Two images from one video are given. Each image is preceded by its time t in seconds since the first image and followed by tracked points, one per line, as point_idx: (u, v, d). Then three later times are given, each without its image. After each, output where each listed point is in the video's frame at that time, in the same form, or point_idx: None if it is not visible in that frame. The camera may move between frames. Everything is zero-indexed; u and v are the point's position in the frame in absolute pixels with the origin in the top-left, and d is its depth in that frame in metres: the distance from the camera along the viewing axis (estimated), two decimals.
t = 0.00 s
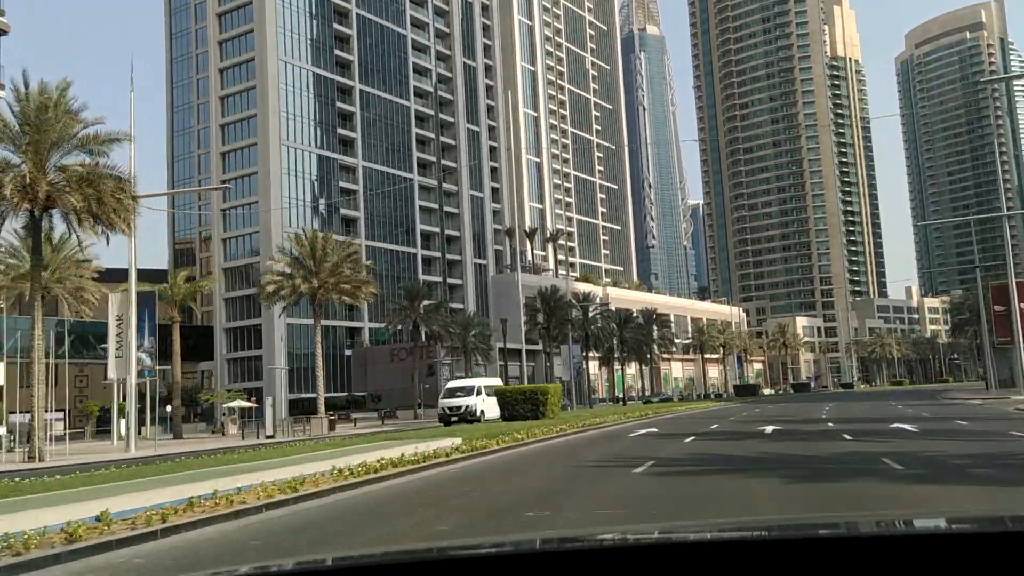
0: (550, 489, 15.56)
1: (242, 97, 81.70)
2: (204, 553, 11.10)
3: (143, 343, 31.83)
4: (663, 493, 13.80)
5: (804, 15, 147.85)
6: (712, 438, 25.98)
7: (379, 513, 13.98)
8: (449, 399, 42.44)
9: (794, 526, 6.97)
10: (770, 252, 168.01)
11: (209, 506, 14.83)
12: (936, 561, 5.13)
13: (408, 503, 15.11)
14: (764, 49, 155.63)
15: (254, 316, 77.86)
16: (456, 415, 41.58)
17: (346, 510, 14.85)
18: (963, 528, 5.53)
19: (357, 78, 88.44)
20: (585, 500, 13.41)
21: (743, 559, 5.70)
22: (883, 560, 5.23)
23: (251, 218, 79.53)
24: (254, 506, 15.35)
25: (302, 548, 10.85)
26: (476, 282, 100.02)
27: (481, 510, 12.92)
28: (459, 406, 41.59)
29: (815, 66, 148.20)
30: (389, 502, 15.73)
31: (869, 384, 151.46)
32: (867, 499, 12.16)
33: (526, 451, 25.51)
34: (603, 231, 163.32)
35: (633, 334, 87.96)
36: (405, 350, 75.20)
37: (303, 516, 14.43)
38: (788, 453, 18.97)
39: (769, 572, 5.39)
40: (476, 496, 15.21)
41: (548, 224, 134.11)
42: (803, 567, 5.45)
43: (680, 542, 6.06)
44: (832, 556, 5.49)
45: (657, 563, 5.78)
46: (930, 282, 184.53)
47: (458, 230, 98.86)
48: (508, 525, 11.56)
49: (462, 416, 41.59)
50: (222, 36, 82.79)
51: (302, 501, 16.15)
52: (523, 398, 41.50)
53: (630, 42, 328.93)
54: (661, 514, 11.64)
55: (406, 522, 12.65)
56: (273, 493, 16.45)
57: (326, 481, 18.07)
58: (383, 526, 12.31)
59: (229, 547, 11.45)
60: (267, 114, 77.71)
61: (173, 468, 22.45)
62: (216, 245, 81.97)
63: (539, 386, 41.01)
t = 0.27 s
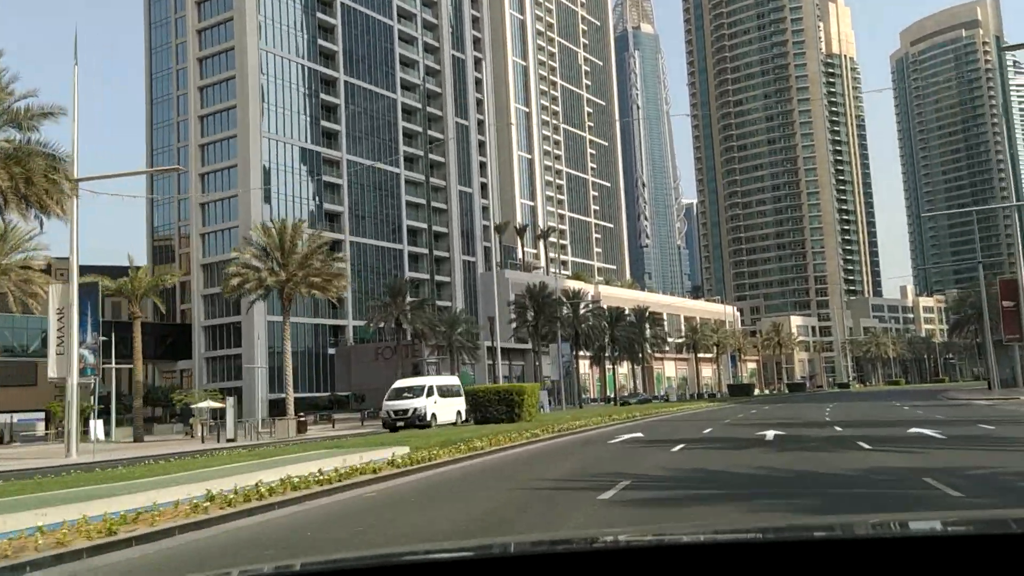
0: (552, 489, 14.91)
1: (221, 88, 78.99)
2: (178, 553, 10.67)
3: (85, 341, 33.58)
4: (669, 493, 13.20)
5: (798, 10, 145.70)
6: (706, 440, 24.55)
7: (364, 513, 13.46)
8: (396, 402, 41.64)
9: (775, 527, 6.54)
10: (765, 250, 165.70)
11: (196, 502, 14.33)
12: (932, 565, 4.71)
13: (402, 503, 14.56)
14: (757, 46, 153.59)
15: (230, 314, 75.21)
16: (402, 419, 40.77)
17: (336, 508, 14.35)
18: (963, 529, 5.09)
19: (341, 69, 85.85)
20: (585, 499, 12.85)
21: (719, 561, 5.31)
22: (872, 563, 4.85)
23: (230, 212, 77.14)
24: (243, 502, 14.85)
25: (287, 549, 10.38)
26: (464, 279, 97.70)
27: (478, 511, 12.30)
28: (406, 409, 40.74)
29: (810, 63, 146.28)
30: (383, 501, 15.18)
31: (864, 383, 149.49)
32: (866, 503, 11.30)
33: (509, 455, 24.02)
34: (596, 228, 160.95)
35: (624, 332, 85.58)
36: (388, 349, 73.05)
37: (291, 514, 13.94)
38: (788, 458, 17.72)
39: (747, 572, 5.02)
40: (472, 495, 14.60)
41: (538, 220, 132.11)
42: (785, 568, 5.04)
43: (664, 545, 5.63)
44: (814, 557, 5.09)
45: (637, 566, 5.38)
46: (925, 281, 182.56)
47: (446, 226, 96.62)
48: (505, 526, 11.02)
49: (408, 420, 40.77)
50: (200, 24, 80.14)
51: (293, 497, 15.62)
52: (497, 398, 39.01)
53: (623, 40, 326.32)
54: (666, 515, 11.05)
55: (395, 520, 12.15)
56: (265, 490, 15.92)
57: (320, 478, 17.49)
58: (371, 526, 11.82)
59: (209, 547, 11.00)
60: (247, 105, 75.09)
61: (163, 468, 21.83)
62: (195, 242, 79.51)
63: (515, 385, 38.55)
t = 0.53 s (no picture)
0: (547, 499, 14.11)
1: (197, 77, 76.27)
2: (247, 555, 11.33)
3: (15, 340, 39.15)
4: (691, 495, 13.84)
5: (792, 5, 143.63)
6: (703, 444, 23.52)
7: (401, 517, 14.09)
8: (324, 404, 42.25)
9: (799, 526, 7.54)
10: (759, 248, 163.63)
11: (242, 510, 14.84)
12: (936, 561, 5.75)
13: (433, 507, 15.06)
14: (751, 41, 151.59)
15: (208, 311, 72.61)
16: (330, 423, 41.33)
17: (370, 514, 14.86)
18: (958, 529, 6.18)
19: (324, 60, 83.52)
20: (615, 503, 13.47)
21: (760, 560, 6.29)
22: (882, 562, 5.88)
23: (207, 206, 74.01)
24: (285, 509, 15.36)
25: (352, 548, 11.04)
26: (451, 276, 95.38)
27: (518, 509, 12.92)
28: (334, 413, 41.34)
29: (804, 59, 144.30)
30: (411, 507, 15.62)
31: (860, 384, 147.66)
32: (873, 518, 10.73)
33: (490, 465, 22.84)
34: (588, 226, 158.68)
35: (615, 331, 83.36)
36: (371, 348, 71.87)
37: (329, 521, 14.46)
38: (794, 464, 16.97)
39: (784, 572, 6.01)
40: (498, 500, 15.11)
41: (529, 218, 129.86)
42: (817, 568, 6.01)
43: (720, 547, 6.58)
44: (842, 556, 6.09)
45: (693, 567, 6.33)
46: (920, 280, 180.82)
47: (433, 222, 94.26)
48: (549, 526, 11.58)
49: (335, 425, 41.39)
50: (178, 13, 77.80)
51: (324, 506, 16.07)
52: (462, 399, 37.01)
53: (615, 38, 324.04)
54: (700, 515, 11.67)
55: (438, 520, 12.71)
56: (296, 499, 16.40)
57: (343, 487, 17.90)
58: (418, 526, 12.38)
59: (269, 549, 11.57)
60: (225, 96, 72.27)
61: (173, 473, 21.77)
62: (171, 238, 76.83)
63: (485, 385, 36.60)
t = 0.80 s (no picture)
0: (521, 507, 12.46)
1: (170, 65, 73.54)
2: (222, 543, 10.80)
3: None
4: (694, 486, 13.29)
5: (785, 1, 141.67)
6: (691, 451, 21.36)
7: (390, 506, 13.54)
8: (221, 409, 32.10)
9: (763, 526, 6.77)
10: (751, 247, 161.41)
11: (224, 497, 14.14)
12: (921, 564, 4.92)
13: (431, 496, 14.45)
14: (744, 38, 149.62)
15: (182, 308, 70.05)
16: (226, 433, 31.20)
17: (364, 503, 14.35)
18: (938, 528, 5.39)
19: (304, 49, 80.97)
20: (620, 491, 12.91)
21: (717, 561, 5.51)
22: (853, 562, 5.06)
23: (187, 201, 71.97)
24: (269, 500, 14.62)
25: (341, 539, 10.47)
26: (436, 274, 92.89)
27: (505, 508, 12.09)
28: (233, 418, 31.35)
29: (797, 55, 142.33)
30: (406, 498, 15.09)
31: (853, 384, 145.64)
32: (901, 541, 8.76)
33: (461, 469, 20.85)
34: (578, 225, 156.30)
35: (603, 329, 80.89)
36: (351, 347, 70.54)
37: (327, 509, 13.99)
38: (793, 470, 15.03)
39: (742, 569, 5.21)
40: (497, 490, 14.59)
41: (518, 216, 127.43)
42: (768, 570, 5.20)
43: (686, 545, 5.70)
44: (801, 559, 5.31)
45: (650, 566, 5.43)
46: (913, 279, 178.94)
47: (417, 218, 91.67)
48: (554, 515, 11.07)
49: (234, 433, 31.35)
50: None
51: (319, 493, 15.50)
52: (421, 402, 33.46)
53: (606, 37, 321.76)
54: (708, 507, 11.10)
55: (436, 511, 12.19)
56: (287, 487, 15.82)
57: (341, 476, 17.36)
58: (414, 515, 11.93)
59: (260, 538, 11.06)
60: (199, 84, 69.63)
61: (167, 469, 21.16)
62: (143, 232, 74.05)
63: (445, 387, 33.18)
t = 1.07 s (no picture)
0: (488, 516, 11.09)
1: (142, 52, 70.80)
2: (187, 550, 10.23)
3: None
4: (686, 491, 12.68)
5: None
6: (686, 458, 19.06)
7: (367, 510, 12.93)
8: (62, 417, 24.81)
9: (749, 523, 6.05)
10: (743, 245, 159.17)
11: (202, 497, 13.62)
12: (934, 567, 4.19)
13: (413, 499, 13.90)
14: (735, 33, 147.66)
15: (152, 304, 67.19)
16: (64, 448, 24.08)
17: (342, 505, 13.76)
18: (948, 528, 4.69)
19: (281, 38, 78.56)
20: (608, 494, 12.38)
21: (712, 561, 4.72)
22: (849, 565, 4.34)
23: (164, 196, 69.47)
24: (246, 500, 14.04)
25: (313, 546, 9.86)
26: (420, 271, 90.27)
27: (496, 512, 11.44)
28: (74, 428, 24.17)
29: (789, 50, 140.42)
30: (388, 499, 14.52)
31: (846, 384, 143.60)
32: None
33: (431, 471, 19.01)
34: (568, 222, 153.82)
35: (591, 327, 78.34)
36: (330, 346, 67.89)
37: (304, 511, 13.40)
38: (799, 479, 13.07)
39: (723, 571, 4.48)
40: (482, 491, 14.01)
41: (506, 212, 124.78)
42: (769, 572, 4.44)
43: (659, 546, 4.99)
44: (802, 559, 4.57)
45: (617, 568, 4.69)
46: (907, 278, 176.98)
47: (401, 213, 89.07)
48: (537, 522, 10.53)
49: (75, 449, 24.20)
50: None
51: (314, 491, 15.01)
52: (364, 404, 29.04)
53: (598, 36, 319.77)
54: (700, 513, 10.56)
55: (424, 515, 11.47)
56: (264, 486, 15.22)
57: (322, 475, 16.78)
58: (390, 522, 11.35)
59: (231, 544, 10.47)
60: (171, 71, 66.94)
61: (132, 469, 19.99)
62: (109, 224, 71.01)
63: (390, 386, 28.88)
